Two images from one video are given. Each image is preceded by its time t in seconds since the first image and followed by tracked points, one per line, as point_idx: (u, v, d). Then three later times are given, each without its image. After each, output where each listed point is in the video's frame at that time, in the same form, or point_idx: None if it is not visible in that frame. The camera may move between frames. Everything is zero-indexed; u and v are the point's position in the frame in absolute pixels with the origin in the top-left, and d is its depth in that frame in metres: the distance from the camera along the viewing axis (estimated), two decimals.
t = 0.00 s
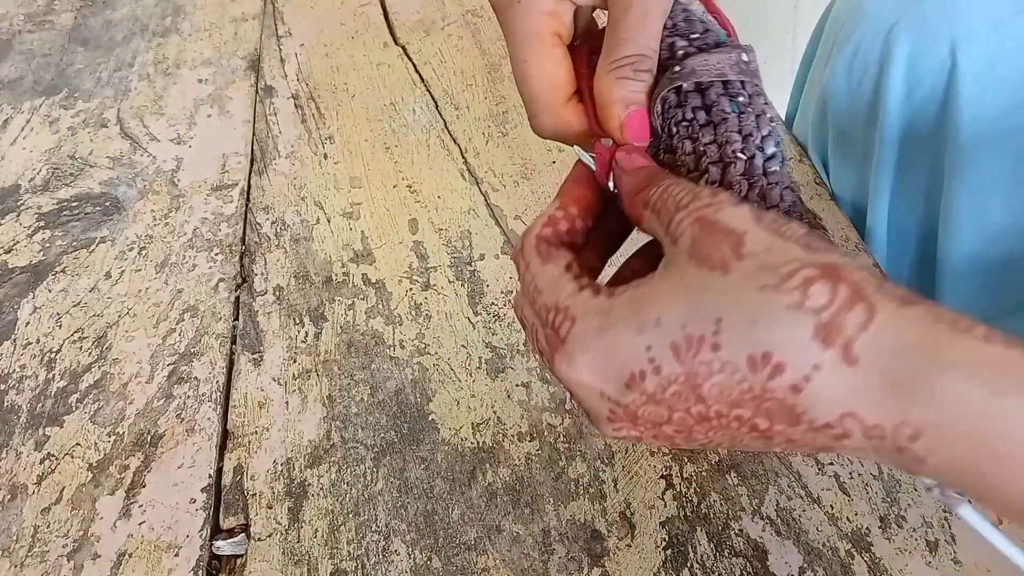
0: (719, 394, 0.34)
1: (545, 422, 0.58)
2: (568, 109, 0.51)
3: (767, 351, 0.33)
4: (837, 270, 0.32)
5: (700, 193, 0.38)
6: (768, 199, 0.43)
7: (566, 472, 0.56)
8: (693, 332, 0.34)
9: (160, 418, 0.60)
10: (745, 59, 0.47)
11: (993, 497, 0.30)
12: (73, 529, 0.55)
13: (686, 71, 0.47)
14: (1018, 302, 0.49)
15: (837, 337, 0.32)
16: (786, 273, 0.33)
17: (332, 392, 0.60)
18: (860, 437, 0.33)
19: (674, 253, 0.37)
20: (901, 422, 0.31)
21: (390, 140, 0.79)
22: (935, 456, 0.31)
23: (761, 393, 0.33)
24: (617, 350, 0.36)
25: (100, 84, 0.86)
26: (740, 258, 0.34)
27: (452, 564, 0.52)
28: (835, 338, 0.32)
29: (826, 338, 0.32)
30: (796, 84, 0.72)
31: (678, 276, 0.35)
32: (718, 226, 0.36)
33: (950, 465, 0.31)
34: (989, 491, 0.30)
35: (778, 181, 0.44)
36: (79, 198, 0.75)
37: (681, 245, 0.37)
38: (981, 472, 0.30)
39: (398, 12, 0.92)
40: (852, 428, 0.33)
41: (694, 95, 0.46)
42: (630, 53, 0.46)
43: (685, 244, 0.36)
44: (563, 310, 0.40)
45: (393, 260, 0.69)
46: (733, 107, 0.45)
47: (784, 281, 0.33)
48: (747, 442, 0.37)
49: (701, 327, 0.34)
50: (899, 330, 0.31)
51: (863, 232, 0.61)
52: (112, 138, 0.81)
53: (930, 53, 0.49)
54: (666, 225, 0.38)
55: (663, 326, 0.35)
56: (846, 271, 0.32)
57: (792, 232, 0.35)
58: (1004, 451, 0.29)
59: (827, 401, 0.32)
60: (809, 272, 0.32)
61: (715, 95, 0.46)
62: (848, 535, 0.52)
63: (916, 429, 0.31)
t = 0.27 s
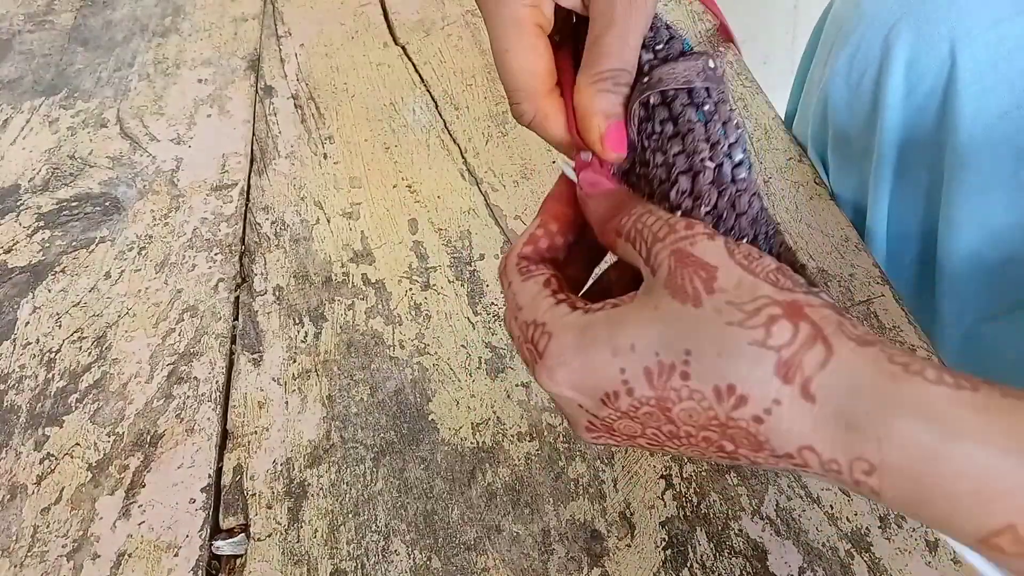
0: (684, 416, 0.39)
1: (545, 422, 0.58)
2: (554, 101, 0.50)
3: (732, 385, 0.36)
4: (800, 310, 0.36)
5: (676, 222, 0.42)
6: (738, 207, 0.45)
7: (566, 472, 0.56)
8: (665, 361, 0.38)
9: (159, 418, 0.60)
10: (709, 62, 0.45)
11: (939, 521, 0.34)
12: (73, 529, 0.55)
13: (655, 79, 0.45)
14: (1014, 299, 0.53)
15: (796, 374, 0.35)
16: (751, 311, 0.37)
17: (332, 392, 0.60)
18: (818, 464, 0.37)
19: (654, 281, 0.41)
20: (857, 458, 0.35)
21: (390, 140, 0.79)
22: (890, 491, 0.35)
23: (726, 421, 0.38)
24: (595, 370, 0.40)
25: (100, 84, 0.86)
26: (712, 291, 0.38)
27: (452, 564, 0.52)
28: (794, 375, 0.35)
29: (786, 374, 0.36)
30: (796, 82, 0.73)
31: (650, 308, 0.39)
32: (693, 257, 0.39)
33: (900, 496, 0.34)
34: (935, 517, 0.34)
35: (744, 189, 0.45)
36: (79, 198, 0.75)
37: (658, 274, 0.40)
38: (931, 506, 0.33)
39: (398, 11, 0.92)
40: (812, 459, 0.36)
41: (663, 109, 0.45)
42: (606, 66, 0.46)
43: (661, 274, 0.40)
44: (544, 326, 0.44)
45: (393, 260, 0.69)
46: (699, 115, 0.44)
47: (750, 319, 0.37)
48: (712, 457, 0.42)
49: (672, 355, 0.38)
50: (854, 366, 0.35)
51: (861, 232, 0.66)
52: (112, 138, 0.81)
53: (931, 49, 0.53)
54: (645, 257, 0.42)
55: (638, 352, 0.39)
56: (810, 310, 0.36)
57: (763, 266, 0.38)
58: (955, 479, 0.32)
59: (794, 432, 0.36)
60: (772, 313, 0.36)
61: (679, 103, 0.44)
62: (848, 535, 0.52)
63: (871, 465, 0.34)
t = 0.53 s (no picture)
0: (652, 406, 0.40)
1: (545, 422, 0.58)
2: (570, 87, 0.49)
3: (692, 381, 0.37)
4: (764, 314, 0.36)
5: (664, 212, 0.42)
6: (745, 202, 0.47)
7: (566, 472, 0.56)
8: (635, 351, 0.39)
9: (160, 418, 0.60)
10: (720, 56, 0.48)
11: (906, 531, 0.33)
12: (73, 529, 0.55)
13: (665, 74, 0.47)
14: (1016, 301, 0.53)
15: (752, 377, 0.35)
16: (717, 311, 0.37)
17: (332, 392, 0.60)
18: (777, 467, 0.36)
19: (633, 272, 0.41)
20: (813, 463, 0.34)
21: (390, 140, 0.79)
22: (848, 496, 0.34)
23: (688, 416, 0.38)
24: (571, 352, 0.42)
25: (100, 84, 0.86)
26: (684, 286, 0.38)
27: (452, 564, 0.52)
28: (751, 378, 0.35)
29: (742, 377, 0.35)
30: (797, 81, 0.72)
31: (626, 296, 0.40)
32: (673, 247, 0.39)
33: (860, 502, 0.33)
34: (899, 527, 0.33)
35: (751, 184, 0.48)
36: (79, 198, 0.75)
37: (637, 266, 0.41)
38: (890, 513, 0.32)
39: (398, 11, 0.92)
40: (770, 461, 0.36)
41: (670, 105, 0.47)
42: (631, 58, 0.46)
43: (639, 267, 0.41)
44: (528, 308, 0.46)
45: (393, 260, 0.69)
46: (704, 113, 0.47)
47: (713, 318, 0.36)
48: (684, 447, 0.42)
49: (642, 346, 0.39)
50: (812, 372, 0.34)
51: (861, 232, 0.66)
52: (112, 138, 0.81)
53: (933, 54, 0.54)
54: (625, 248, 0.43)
55: (611, 340, 0.40)
56: (773, 314, 0.36)
57: (742, 266, 0.38)
58: (921, 492, 0.31)
59: (750, 431, 0.36)
60: (739, 314, 0.36)
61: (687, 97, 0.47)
62: (848, 535, 0.52)
63: (829, 471, 0.34)
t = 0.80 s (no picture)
0: (657, 389, 0.36)
1: (545, 422, 0.58)
2: (614, 84, 0.40)
3: (693, 367, 0.33)
4: (772, 307, 0.32)
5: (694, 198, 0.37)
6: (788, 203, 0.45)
7: (566, 472, 0.56)
8: (643, 334, 0.36)
9: (160, 418, 0.60)
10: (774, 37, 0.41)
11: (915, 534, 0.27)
12: (73, 529, 0.55)
13: (708, 60, 0.38)
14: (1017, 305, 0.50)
15: (749, 363, 0.31)
16: (722, 300, 0.33)
17: (332, 392, 0.60)
18: (774, 458, 0.31)
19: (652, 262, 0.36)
20: (810, 453, 0.29)
21: (390, 140, 0.79)
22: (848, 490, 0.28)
23: (689, 402, 0.34)
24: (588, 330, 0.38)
25: (100, 84, 0.86)
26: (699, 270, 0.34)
27: (452, 564, 0.52)
28: (749, 366, 0.31)
29: (741, 365, 0.31)
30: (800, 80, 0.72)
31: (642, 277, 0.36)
32: (694, 238, 0.35)
33: (859, 499, 0.28)
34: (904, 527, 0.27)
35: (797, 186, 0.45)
36: (79, 198, 0.75)
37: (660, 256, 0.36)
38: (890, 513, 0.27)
39: (398, 11, 0.92)
40: (766, 452, 0.31)
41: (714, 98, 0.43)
42: (672, 48, 0.37)
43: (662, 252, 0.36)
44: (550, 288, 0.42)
45: (393, 260, 0.69)
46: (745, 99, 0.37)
47: (718, 307, 0.33)
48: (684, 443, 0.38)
49: (648, 327, 0.35)
50: (807, 359, 0.30)
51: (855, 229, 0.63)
52: (112, 138, 0.81)
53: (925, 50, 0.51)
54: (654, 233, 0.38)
55: (625, 320, 0.36)
56: (779, 306, 0.32)
57: (759, 265, 0.33)
58: (918, 489, 0.26)
59: (745, 419, 0.31)
60: (745, 303, 0.32)
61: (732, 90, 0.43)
62: (848, 535, 0.52)
63: (826, 462, 0.29)
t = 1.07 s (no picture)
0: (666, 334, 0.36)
1: (545, 422, 0.58)
2: (612, 88, 0.37)
3: (694, 309, 0.33)
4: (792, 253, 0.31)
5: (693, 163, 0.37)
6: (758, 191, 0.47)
7: (566, 472, 0.56)
8: (646, 285, 0.36)
9: (160, 418, 0.60)
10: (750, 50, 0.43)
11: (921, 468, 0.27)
12: (73, 529, 0.55)
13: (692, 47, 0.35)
14: None
15: (746, 301, 0.31)
16: (723, 245, 0.32)
17: (332, 392, 0.60)
18: (772, 396, 0.31)
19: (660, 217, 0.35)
20: (804, 381, 0.29)
21: (390, 140, 0.79)
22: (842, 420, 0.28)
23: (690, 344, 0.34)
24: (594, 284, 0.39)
25: (100, 84, 0.86)
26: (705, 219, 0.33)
27: (452, 564, 0.52)
28: (747, 304, 0.30)
29: (740, 300, 0.31)
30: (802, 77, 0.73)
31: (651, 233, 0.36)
32: (700, 189, 0.34)
33: (854, 428, 0.28)
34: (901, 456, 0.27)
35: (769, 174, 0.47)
36: (79, 198, 0.75)
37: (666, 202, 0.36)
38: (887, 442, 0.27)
39: (398, 11, 0.92)
40: (765, 388, 0.31)
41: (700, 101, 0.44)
42: (657, 43, 0.34)
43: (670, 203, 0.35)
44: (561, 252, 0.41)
45: (393, 260, 0.69)
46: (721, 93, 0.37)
47: (718, 250, 0.32)
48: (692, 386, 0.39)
49: (652, 274, 0.35)
50: (802, 293, 0.29)
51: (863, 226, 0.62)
52: (112, 138, 0.81)
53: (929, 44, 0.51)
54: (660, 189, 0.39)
55: (631, 272, 0.37)
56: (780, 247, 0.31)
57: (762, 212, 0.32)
58: (909, 419, 0.26)
59: (744, 356, 0.31)
60: (748, 245, 0.31)
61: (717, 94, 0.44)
62: (848, 535, 0.52)
63: (821, 391, 0.28)
